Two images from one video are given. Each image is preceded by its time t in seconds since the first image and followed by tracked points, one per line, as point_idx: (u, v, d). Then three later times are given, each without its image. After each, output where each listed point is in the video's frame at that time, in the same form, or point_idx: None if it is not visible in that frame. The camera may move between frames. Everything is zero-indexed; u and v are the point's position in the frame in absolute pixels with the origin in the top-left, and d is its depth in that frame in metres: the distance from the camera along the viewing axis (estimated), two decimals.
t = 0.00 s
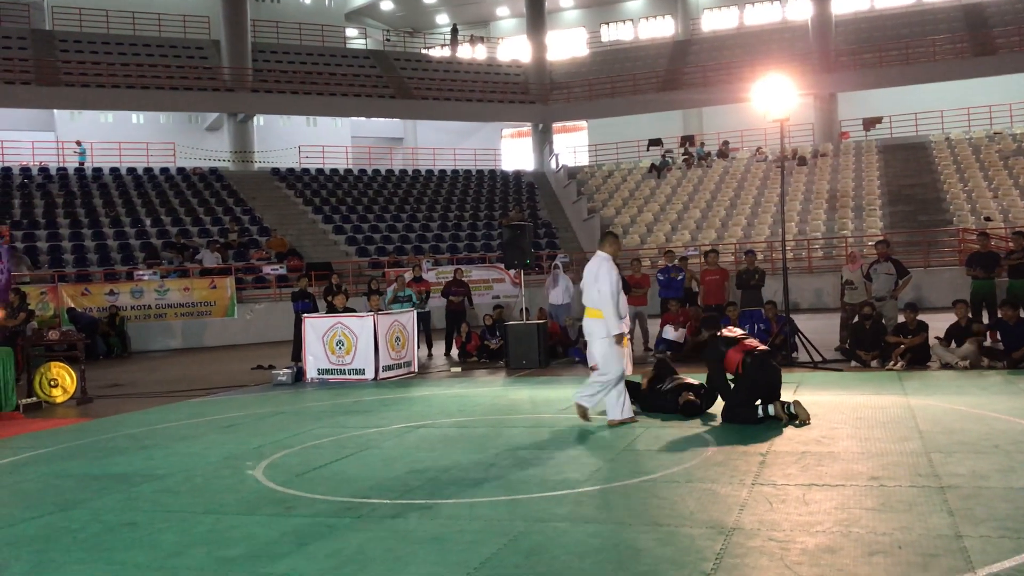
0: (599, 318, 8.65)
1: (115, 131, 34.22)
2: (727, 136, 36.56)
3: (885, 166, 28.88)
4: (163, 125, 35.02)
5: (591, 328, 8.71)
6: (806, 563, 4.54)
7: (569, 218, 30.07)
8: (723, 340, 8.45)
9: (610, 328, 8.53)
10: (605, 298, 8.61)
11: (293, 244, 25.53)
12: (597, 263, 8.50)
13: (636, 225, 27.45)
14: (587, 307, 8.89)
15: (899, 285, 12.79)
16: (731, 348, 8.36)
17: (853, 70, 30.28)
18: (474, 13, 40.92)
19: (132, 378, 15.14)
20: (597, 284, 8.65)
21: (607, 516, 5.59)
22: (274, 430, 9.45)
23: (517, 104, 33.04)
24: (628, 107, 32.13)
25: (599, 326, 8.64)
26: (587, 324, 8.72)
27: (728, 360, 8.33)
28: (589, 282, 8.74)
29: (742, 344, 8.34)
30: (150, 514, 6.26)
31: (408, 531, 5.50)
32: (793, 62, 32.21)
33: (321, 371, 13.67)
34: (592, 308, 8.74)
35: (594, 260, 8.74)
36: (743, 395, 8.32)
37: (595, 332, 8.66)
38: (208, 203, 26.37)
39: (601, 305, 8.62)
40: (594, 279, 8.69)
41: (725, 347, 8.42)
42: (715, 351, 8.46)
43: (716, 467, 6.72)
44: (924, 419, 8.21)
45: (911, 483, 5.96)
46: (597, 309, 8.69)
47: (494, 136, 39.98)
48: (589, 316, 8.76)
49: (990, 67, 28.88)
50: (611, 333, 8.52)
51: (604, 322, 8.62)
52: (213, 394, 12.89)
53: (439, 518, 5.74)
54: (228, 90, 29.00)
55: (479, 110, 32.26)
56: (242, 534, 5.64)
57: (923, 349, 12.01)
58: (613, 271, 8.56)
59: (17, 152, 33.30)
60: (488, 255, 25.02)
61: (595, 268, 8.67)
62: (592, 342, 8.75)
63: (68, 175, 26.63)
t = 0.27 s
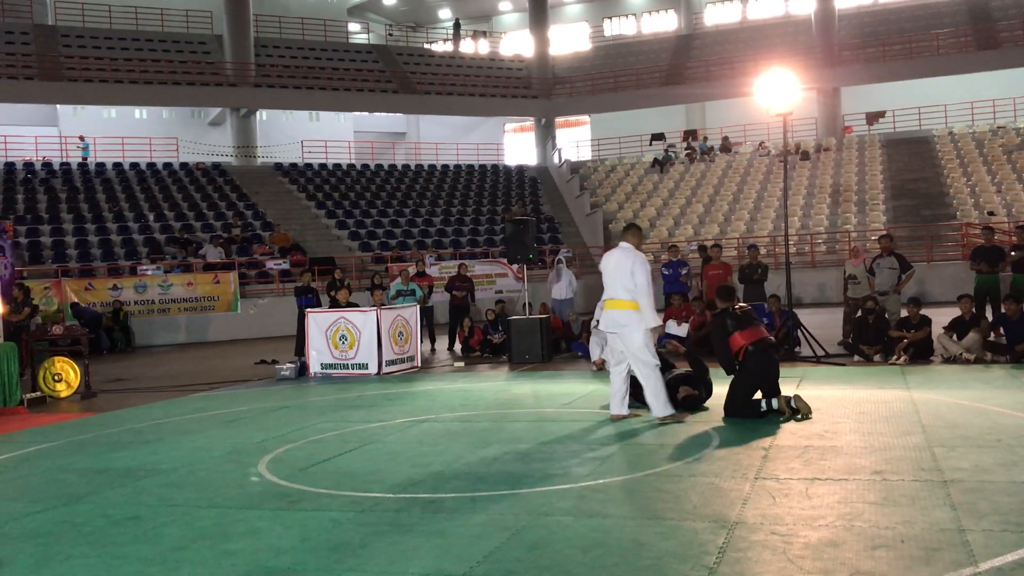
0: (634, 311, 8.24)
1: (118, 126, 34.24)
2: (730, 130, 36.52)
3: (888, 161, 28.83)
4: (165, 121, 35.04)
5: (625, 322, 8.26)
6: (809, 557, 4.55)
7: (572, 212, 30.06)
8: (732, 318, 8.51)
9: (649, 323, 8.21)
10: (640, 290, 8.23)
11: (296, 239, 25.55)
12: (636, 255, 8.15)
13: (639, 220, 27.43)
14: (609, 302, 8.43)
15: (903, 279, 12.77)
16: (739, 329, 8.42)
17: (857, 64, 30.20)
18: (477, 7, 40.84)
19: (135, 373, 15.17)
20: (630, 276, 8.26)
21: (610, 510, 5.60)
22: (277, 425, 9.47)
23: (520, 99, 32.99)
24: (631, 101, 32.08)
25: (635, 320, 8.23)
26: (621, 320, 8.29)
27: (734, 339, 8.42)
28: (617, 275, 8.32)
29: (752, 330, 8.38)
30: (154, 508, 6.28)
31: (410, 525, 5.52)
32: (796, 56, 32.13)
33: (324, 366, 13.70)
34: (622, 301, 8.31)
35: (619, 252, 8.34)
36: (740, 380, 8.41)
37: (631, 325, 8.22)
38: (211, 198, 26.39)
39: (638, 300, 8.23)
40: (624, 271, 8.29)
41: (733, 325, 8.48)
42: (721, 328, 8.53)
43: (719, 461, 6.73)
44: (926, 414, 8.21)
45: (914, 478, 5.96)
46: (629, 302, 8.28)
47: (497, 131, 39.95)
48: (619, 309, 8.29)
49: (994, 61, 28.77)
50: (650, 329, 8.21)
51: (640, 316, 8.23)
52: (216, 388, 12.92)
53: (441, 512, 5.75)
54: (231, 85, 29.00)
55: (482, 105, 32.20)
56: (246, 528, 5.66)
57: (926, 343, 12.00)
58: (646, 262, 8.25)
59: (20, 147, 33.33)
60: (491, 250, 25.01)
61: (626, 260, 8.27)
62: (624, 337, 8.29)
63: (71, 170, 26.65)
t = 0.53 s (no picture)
0: (661, 306, 8.23)
1: (117, 122, 34.19)
2: (730, 125, 36.48)
3: (888, 155, 28.80)
4: (164, 116, 35.00)
5: (652, 317, 8.21)
6: (808, 551, 4.55)
7: (571, 207, 30.04)
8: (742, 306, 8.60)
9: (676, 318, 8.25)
10: (665, 284, 8.24)
11: (295, 234, 25.53)
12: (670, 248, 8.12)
13: (638, 215, 27.41)
14: (631, 296, 8.35)
15: (903, 274, 12.76)
16: (745, 316, 8.51)
17: (857, 58, 30.13)
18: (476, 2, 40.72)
19: (135, 369, 15.17)
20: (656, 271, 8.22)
21: (610, 505, 5.61)
22: (277, 420, 9.47)
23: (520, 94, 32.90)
24: (630, 96, 32.01)
25: (663, 314, 8.20)
26: (648, 313, 8.23)
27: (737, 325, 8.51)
28: (643, 269, 8.24)
29: (756, 321, 8.45)
30: (153, 504, 6.28)
31: (409, 520, 5.52)
32: (796, 51, 32.08)
33: (324, 362, 13.70)
34: (648, 295, 8.26)
35: (644, 247, 8.28)
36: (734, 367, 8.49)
37: (658, 320, 8.20)
38: (210, 193, 26.36)
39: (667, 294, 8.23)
40: (649, 265, 8.23)
41: (741, 311, 8.57)
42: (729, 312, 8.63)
43: (718, 456, 6.73)
44: (926, 408, 8.21)
45: (914, 472, 5.96)
46: (655, 297, 8.25)
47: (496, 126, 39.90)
48: (645, 304, 8.25)
49: (994, 55, 28.70)
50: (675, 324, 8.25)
51: (665, 310, 8.24)
52: (216, 384, 12.92)
53: (440, 507, 5.75)
54: (230, 80, 28.96)
55: (481, 100, 32.11)
56: (246, 523, 5.66)
57: (926, 338, 12.00)
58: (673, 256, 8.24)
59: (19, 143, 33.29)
60: (490, 245, 24.99)
61: (652, 254, 8.23)
62: (649, 331, 8.27)
63: (69, 166, 26.61)
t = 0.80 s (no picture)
0: (674, 300, 8.19)
1: (115, 118, 34.15)
2: (729, 121, 36.46)
3: (887, 151, 28.79)
4: (162, 112, 34.96)
5: (667, 311, 8.13)
6: (807, 547, 4.55)
7: (570, 203, 30.04)
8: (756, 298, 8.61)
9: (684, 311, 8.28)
10: (676, 278, 8.26)
11: (294, 231, 25.51)
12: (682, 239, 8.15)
13: (637, 211, 27.41)
14: (642, 289, 8.24)
15: (902, 270, 12.76)
16: (757, 308, 8.52)
17: (855, 54, 30.11)
18: None
19: (133, 366, 15.16)
20: (669, 265, 8.22)
21: (609, 501, 5.60)
22: (275, 417, 9.47)
23: (518, 89, 32.87)
24: (629, 92, 32.00)
25: (676, 308, 8.18)
26: (663, 306, 8.13)
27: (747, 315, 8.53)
28: (657, 261, 8.18)
29: (764, 315, 8.46)
30: (152, 501, 6.28)
31: (408, 517, 5.51)
32: (795, 46, 32.06)
33: (323, 358, 13.68)
34: (661, 289, 8.18)
35: (658, 240, 8.24)
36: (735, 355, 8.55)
37: (672, 314, 8.15)
38: (208, 190, 26.34)
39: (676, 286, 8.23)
40: (662, 258, 8.20)
41: (754, 303, 8.58)
42: (742, 302, 8.66)
43: (718, 452, 6.72)
44: (925, 404, 8.22)
45: (913, 468, 5.95)
46: (668, 291, 8.20)
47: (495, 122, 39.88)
48: (660, 298, 8.16)
49: (993, 51, 28.69)
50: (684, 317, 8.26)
51: (676, 305, 8.21)
52: (215, 381, 12.92)
53: (439, 504, 5.75)
54: (229, 76, 28.92)
55: (480, 96, 32.07)
56: (244, 520, 5.65)
57: (925, 333, 12.02)
58: (685, 252, 8.30)
59: (16, 140, 33.22)
60: (489, 241, 24.98)
61: (666, 248, 8.21)
62: (660, 326, 8.17)
63: (68, 163, 26.57)
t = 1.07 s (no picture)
0: (679, 299, 8.20)
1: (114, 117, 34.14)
2: (728, 119, 36.46)
3: (886, 150, 28.80)
4: (162, 111, 34.95)
5: (672, 310, 8.13)
6: (806, 546, 4.56)
7: (570, 202, 30.04)
8: (759, 294, 8.62)
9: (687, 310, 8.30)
10: (681, 278, 8.27)
11: (293, 229, 25.50)
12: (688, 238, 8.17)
13: (636, 210, 27.43)
14: (648, 288, 8.22)
15: (902, 269, 12.77)
16: (762, 305, 8.53)
17: (854, 53, 30.11)
18: None
19: (133, 365, 15.16)
20: (674, 264, 8.23)
21: (609, 500, 5.61)
22: (275, 415, 9.47)
23: (518, 88, 32.85)
24: (628, 91, 31.99)
25: (681, 308, 8.19)
26: (669, 305, 8.14)
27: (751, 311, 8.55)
28: (664, 260, 8.18)
29: (766, 312, 8.50)
30: (152, 500, 6.28)
31: (408, 515, 5.52)
32: (794, 46, 32.05)
33: (323, 357, 13.69)
34: (667, 288, 8.18)
35: (664, 239, 8.26)
36: (737, 351, 8.57)
37: (677, 314, 8.15)
38: (207, 188, 26.33)
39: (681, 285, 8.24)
40: (668, 257, 8.21)
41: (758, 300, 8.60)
42: (745, 297, 8.66)
43: (718, 451, 6.73)
44: (924, 403, 8.23)
45: (912, 467, 5.96)
46: (675, 291, 8.20)
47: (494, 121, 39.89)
48: (666, 297, 8.15)
49: (993, 50, 28.70)
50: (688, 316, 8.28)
51: (681, 305, 8.22)
52: (215, 379, 12.92)
53: (439, 502, 5.76)
54: (228, 75, 28.91)
55: (479, 95, 32.05)
56: (244, 519, 5.65)
57: (925, 332, 12.03)
58: (688, 251, 8.31)
59: (16, 138, 33.21)
60: (489, 240, 24.98)
61: (672, 247, 8.24)
62: (665, 324, 8.16)
63: (67, 161, 26.55)
